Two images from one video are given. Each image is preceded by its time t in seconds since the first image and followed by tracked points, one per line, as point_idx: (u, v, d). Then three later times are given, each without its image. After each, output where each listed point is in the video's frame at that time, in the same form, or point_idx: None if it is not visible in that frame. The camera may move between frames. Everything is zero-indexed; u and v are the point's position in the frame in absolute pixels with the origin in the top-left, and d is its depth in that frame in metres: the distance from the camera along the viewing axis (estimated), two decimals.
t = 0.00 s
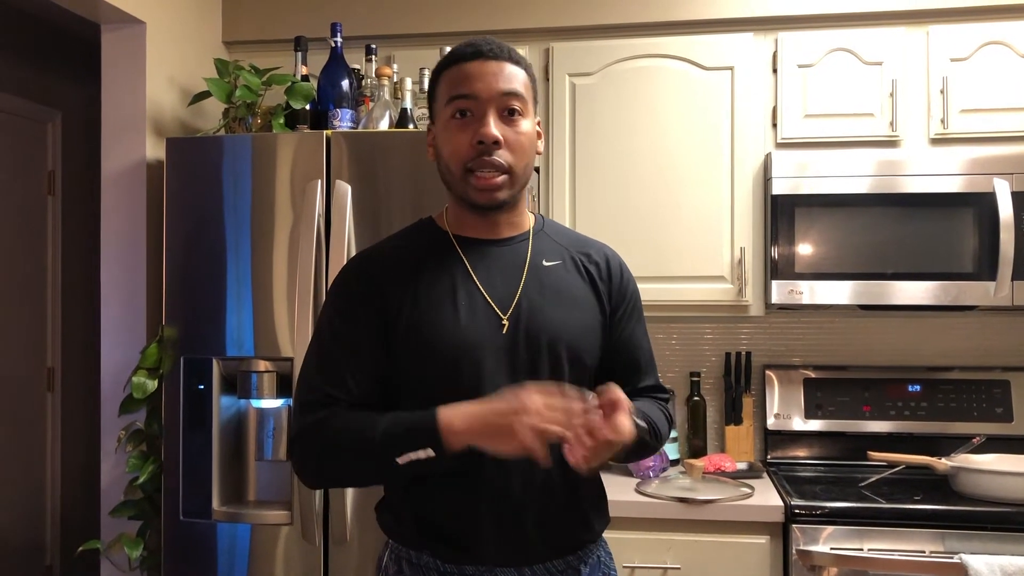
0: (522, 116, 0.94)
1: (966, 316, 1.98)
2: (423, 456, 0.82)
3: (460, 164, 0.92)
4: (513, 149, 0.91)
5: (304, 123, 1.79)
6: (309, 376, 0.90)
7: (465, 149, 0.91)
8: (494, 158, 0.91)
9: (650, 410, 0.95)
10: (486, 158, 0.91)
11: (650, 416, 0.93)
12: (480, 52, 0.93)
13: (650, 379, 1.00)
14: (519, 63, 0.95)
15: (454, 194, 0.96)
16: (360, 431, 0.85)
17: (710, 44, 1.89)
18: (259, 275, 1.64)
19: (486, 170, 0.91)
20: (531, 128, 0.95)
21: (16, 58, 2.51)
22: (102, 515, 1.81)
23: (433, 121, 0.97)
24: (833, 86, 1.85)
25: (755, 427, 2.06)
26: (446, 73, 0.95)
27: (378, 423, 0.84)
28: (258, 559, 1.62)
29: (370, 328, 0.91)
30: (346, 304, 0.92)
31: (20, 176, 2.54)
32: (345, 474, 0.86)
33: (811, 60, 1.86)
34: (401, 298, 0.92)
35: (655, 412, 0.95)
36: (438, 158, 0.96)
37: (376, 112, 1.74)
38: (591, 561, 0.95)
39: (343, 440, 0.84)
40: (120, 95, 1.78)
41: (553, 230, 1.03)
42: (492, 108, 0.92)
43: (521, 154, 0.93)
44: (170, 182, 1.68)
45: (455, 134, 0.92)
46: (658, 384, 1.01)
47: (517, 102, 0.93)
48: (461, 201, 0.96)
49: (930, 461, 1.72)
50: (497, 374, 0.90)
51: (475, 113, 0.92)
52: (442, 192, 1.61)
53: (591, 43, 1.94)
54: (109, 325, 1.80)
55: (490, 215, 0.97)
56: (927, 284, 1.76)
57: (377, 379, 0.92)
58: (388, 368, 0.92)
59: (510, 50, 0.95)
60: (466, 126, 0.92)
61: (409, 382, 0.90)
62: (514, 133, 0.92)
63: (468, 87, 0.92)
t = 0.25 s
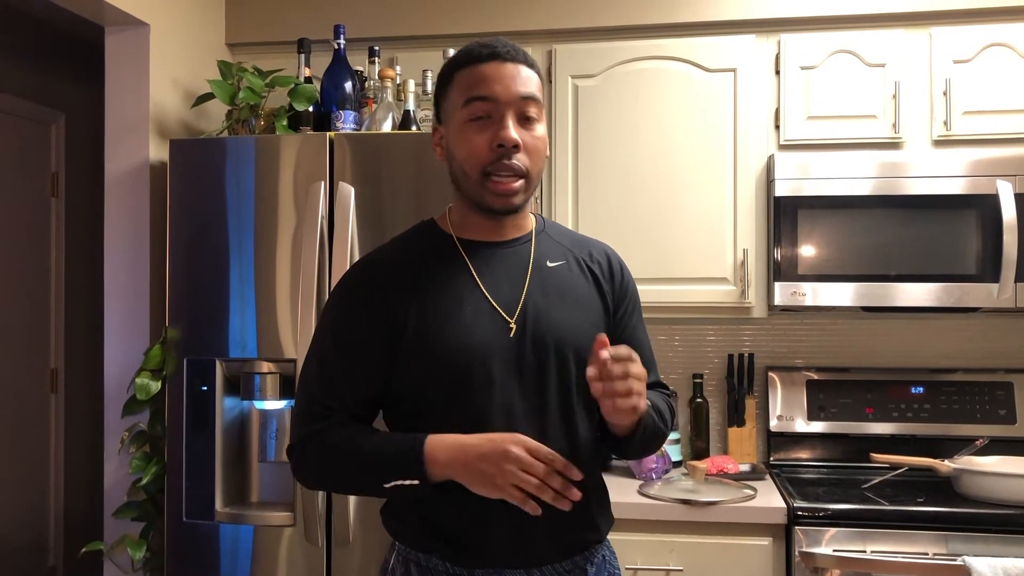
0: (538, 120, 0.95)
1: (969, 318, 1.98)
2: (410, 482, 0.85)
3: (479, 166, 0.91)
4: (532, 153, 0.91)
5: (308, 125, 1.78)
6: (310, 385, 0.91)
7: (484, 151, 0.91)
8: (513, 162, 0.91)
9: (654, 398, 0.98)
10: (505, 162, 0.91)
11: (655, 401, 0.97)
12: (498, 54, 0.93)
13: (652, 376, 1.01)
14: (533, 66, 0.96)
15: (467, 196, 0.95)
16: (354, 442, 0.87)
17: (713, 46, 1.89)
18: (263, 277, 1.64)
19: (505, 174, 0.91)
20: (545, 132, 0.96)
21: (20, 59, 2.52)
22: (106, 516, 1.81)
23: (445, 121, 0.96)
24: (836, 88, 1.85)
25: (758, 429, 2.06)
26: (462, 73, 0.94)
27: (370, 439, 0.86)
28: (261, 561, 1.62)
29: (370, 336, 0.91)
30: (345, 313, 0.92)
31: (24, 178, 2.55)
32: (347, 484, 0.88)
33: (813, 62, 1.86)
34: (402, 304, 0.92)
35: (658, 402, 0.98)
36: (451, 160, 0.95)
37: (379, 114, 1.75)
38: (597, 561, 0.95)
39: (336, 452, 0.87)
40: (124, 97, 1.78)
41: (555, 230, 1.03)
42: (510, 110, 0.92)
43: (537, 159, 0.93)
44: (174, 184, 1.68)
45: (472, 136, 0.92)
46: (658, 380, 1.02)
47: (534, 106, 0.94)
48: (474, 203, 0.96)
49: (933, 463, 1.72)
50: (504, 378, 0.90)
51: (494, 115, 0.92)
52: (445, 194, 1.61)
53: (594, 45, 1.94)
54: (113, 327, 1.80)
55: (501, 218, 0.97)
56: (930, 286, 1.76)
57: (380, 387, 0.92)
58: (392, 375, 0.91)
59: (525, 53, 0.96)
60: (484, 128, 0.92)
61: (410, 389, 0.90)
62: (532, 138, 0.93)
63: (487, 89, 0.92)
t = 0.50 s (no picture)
0: (527, 121, 0.94)
1: (971, 320, 1.98)
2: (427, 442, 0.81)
3: (466, 170, 0.92)
4: (517, 156, 0.91)
5: (310, 127, 1.78)
6: (315, 383, 0.90)
7: (469, 155, 0.91)
8: (499, 165, 0.91)
9: (648, 413, 0.94)
10: (490, 165, 0.91)
11: (645, 424, 0.91)
12: (485, 58, 0.94)
13: (653, 380, 1.01)
14: (523, 69, 0.96)
15: (459, 200, 0.96)
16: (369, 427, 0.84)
17: (714, 48, 1.89)
18: (264, 279, 1.64)
19: (491, 177, 0.91)
20: (535, 134, 0.95)
21: (23, 61, 2.52)
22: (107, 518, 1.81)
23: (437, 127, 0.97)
24: (838, 90, 1.85)
25: (759, 431, 2.06)
26: (451, 79, 0.95)
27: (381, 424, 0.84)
28: (262, 562, 1.62)
29: (376, 331, 0.91)
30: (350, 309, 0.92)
31: (26, 180, 2.55)
32: (354, 478, 0.85)
33: (815, 64, 1.86)
34: (407, 301, 0.92)
35: (654, 417, 0.94)
36: (442, 164, 0.96)
37: (381, 116, 1.75)
38: (598, 562, 0.95)
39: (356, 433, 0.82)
40: (126, 99, 1.78)
41: (557, 232, 1.03)
42: (497, 114, 0.92)
43: (525, 160, 0.93)
44: (175, 185, 1.68)
45: (459, 141, 0.92)
46: (659, 386, 1.02)
47: (522, 108, 0.93)
48: (467, 206, 0.96)
49: (935, 464, 1.71)
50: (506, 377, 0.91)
51: (480, 119, 0.92)
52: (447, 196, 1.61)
53: (596, 47, 1.94)
54: (115, 329, 1.80)
55: (496, 220, 0.97)
56: (932, 288, 1.76)
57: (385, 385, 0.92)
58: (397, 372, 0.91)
59: (515, 56, 0.95)
60: (470, 132, 0.92)
61: (416, 385, 0.90)
62: (519, 140, 0.92)
63: (473, 94, 0.92)
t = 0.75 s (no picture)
0: (530, 123, 0.94)
1: (972, 321, 1.98)
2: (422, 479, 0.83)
3: (472, 172, 0.92)
4: (523, 156, 0.91)
5: (310, 129, 1.78)
6: (320, 386, 0.90)
7: (475, 156, 0.91)
8: (504, 166, 0.91)
9: (650, 404, 0.94)
10: (496, 166, 0.91)
11: (644, 408, 0.92)
12: (488, 60, 0.93)
13: (656, 380, 1.00)
14: (524, 71, 0.96)
15: (464, 201, 0.96)
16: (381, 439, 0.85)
17: (715, 50, 1.89)
18: (265, 281, 1.64)
19: (498, 177, 0.91)
20: (539, 135, 0.95)
21: (24, 63, 2.53)
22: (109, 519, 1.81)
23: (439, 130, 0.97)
24: (838, 91, 1.85)
25: (760, 432, 2.06)
26: (453, 82, 0.95)
27: (390, 439, 0.85)
28: (263, 564, 1.62)
29: (378, 336, 0.90)
30: (352, 317, 0.91)
31: (27, 181, 2.55)
32: (350, 486, 0.86)
33: (816, 65, 1.86)
34: (407, 304, 0.92)
35: (657, 408, 0.95)
36: (446, 167, 0.95)
37: (381, 118, 1.75)
38: (599, 563, 0.95)
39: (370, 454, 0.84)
40: (127, 101, 1.79)
41: (558, 235, 1.03)
42: (501, 115, 0.92)
43: (529, 161, 0.93)
44: (176, 187, 1.68)
45: (464, 143, 0.92)
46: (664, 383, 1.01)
47: (525, 109, 0.93)
48: (471, 208, 0.96)
49: (936, 466, 1.71)
50: (508, 381, 0.90)
51: (484, 121, 0.92)
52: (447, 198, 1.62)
53: (596, 49, 1.94)
54: (116, 331, 1.80)
55: (499, 221, 0.97)
56: (934, 289, 1.76)
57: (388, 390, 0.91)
58: (400, 377, 0.91)
59: (516, 58, 0.96)
60: (474, 134, 0.92)
61: (419, 392, 0.90)
62: (523, 141, 0.92)
63: (476, 96, 0.92)
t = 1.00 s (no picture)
0: (542, 130, 0.94)
1: (972, 322, 1.98)
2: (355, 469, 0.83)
3: (483, 175, 0.91)
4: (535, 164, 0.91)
5: (310, 130, 1.79)
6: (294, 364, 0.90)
7: (488, 160, 0.91)
8: (516, 172, 0.91)
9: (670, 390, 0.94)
10: (509, 172, 0.91)
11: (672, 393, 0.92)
12: (505, 65, 0.93)
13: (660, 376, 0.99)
14: (538, 77, 0.95)
15: (470, 203, 0.95)
16: (362, 437, 0.85)
17: (714, 51, 1.89)
18: (264, 282, 1.64)
19: (509, 183, 0.91)
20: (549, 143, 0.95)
21: (25, 65, 2.53)
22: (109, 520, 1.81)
23: (451, 129, 0.96)
24: (838, 91, 1.85)
25: (760, 433, 2.06)
26: (469, 83, 0.94)
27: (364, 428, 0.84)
28: (262, 565, 1.62)
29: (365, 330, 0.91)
30: (345, 316, 0.91)
31: (28, 182, 2.55)
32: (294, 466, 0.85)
33: (815, 65, 1.86)
34: (395, 300, 0.92)
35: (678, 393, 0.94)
36: (456, 167, 0.95)
37: (381, 119, 1.75)
38: (598, 561, 0.94)
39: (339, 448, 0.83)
40: (126, 102, 1.79)
41: (556, 236, 1.03)
42: (516, 120, 0.92)
43: (540, 169, 0.93)
44: (175, 189, 1.68)
45: (477, 145, 0.92)
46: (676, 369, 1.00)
47: (539, 116, 0.93)
48: (477, 209, 0.96)
49: (936, 467, 1.71)
50: (502, 381, 0.90)
51: (499, 125, 0.92)
52: (447, 199, 1.61)
53: (596, 49, 1.94)
54: (116, 332, 1.80)
55: (502, 225, 0.97)
56: (934, 289, 1.76)
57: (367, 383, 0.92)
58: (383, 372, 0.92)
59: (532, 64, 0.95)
60: (488, 138, 0.92)
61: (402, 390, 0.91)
62: (535, 148, 0.92)
63: (492, 100, 0.91)
